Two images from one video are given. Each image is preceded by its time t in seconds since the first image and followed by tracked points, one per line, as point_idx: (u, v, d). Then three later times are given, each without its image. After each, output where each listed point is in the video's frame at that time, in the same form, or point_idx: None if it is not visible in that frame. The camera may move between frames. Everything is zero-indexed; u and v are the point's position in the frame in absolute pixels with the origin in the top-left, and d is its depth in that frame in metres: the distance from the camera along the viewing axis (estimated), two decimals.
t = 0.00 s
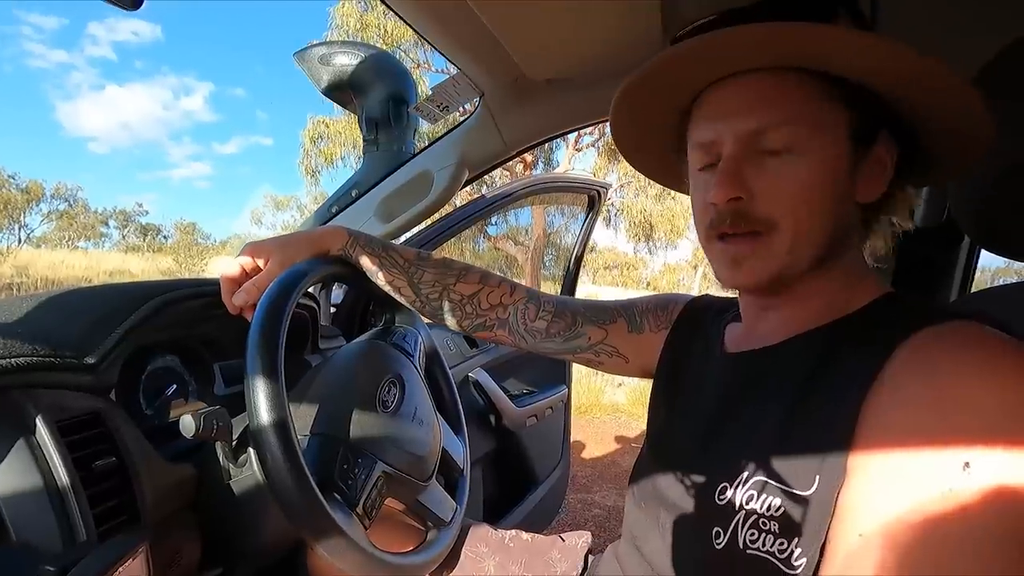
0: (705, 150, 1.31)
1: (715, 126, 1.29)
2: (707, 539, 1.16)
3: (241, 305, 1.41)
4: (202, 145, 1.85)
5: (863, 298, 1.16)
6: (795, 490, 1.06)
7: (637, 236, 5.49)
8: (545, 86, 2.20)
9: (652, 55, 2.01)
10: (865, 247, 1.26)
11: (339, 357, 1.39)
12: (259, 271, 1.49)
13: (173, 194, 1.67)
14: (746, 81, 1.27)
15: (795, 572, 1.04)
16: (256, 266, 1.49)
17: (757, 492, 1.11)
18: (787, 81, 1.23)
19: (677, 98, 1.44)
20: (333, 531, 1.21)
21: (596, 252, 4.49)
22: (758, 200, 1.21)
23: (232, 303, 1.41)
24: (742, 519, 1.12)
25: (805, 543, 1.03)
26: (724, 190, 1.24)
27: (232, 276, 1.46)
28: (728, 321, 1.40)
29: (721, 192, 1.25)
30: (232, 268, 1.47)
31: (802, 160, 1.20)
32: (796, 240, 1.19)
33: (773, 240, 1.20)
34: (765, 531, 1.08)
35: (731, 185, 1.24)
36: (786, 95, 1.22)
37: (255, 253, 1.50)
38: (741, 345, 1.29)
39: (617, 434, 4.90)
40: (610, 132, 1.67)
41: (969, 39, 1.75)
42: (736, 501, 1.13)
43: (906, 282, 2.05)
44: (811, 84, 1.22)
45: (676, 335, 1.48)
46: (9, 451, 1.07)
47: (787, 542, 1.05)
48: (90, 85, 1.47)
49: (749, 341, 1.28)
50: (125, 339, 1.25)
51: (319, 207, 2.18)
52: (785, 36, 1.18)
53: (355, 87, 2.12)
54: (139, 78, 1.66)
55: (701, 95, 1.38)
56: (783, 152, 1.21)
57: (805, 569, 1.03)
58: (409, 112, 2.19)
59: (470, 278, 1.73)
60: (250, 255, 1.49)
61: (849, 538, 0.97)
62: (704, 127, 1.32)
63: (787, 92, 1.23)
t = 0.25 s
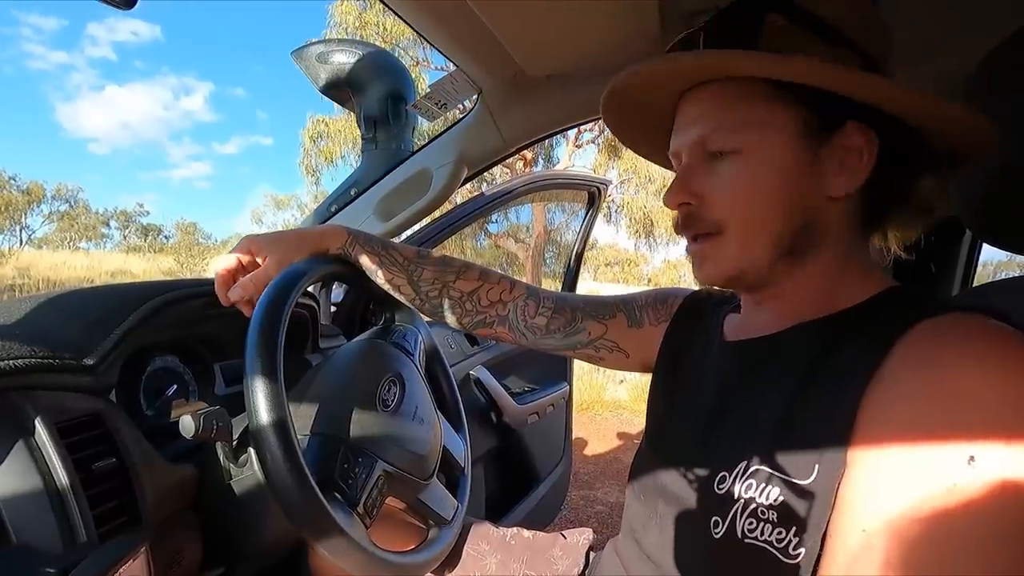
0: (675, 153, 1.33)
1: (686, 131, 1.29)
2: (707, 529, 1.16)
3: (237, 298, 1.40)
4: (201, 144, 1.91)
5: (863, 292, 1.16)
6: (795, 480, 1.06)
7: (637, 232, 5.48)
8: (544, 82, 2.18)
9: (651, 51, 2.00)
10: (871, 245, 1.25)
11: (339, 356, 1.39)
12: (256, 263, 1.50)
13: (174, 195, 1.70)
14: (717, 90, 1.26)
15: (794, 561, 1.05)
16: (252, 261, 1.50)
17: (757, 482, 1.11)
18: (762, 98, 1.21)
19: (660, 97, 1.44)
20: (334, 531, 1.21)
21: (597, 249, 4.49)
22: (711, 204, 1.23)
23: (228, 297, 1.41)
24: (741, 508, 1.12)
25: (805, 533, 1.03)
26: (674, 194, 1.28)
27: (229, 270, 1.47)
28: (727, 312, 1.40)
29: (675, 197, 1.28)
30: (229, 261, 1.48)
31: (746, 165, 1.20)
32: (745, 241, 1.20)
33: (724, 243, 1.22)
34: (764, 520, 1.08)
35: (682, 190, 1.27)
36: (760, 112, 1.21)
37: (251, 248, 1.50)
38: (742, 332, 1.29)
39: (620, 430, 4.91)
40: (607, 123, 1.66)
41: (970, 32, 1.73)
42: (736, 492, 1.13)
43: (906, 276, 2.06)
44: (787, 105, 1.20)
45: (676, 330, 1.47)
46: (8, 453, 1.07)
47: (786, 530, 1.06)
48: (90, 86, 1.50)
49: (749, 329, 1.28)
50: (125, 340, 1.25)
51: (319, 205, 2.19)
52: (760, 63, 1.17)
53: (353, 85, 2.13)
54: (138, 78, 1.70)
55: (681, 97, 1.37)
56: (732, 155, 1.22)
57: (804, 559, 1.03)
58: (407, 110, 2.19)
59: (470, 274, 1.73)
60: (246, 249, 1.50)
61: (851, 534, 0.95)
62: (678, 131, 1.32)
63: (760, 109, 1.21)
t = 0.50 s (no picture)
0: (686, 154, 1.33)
1: (699, 132, 1.29)
2: (708, 526, 1.17)
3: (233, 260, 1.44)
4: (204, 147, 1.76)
5: (864, 291, 1.16)
6: (796, 477, 1.06)
7: (638, 231, 5.48)
8: (544, 81, 2.20)
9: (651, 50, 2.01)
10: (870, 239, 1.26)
11: (340, 357, 1.39)
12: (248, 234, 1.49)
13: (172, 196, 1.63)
14: (731, 89, 1.26)
15: (794, 557, 1.04)
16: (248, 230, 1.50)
17: (758, 478, 1.11)
18: (771, 93, 1.22)
19: (664, 99, 1.44)
20: (336, 531, 1.21)
21: (598, 248, 4.49)
22: (727, 202, 1.22)
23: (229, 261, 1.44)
24: (742, 504, 1.12)
25: (806, 529, 1.03)
26: (694, 195, 1.27)
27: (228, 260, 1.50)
28: (727, 311, 1.40)
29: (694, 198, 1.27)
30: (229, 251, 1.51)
31: (768, 160, 1.19)
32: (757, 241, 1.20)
33: (746, 241, 1.21)
34: (764, 516, 1.08)
35: (701, 191, 1.26)
36: (769, 108, 1.21)
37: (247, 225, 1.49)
38: (743, 330, 1.29)
39: (621, 429, 4.91)
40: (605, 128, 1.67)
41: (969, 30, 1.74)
42: (736, 489, 1.14)
43: (908, 274, 2.07)
44: (795, 97, 1.21)
45: (676, 329, 1.47)
46: (11, 455, 1.07)
47: (786, 526, 1.06)
48: (91, 88, 1.47)
49: (749, 327, 1.29)
50: (126, 342, 1.26)
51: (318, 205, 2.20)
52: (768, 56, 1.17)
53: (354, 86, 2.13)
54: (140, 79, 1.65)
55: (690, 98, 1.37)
56: (751, 153, 1.21)
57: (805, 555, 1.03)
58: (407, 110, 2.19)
59: (472, 279, 1.73)
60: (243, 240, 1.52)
61: (853, 533, 0.96)
62: (689, 132, 1.32)
63: (768, 105, 1.21)
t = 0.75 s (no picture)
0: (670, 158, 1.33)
1: (681, 137, 1.28)
2: (707, 523, 1.17)
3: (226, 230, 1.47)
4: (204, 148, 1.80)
5: (862, 285, 1.15)
6: (796, 474, 1.06)
7: (637, 226, 5.47)
8: (541, 76, 2.19)
9: (648, 44, 2.00)
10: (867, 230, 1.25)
11: (339, 356, 1.39)
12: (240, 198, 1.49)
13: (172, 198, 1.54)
14: (711, 95, 1.24)
15: (792, 554, 1.05)
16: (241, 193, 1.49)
17: (757, 475, 1.11)
18: (750, 100, 1.20)
19: (655, 103, 1.43)
20: (335, 530, 1.21)
21: (598, 243, 4.48)
22: (709, 208, 1.22)
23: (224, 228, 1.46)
24: (742, 501, 1.12)
25: (804, 527, 1.04)
26: (674, 199, 1.27)
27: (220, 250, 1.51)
28: (724, 306, 1.40)
29: (672, 202, 1.27)
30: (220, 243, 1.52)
31: (744, 168, 1.19)
32: (750, 239, 1.19)
33: (731, 242, 1.21)
34: (764, 513, 1.08)
35: (680, 195, 1.26)
36: (749, 120, 1.20)
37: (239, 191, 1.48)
38: (739, 326, 1.29)
39: (623, 424, 4.91)
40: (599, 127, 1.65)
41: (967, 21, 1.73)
42: (736, 484, 1.14)
43: (909, 266, 2.06)
44: (776, 102, 1.19)
45: (675, 324, 1.47)
46: (8, 456, 1.07)
47: (785, 523, 1.06)
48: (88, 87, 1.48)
49: (746, 323, 1.28)
50: (122, 343, 1.25)
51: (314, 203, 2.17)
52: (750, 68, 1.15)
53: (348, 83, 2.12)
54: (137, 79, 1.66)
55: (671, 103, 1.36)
56: (724, 157, 1.21)
57: (803, 551, 1.03)
58: (403, 107, 2.19)
59: (470, 276, 1.72)
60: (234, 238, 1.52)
61: (853, 529, 0.95)
62: (672, 135, 1.31)
63: (748, 112, 1.20)
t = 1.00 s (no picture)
0: (671, 156, 1.33)
1: (683, 133, 1.28)
2: (708, 523, 1.17)
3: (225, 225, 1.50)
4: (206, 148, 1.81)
5: (860, 283, 1.15)
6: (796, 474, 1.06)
7: (637, 224, 5.48)
8: (537, 75, 2.19)
9: (646, 43, 1.99)
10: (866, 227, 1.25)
11: (338, 357, 1.39)
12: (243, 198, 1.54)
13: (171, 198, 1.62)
14: (711, 91, 1.24)
15: (792, 553, 1.04)
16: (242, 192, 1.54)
17: (758, 475, 1.11)
18: (750, 95, 1.21)
19: (653, 99, 1.43)
20: (334, 532, 1.21)
21: (597, 241, 4.48)
22: (712, 204, 1.22)
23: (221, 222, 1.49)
24: (742, 501, 1.12)
25: (804, 527, 1.03)
26: (677, 198, 1.27)
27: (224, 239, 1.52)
28: (722, 306, 1.39)
29: (677, 199, 1.27)
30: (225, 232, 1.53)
31: (749, 164, 1.19)
32: (747, 238, 1.19)
33: (735, 239, 1.21)
34: (763, 512, 1.08)
35: (684, 192, 1.26)
36: (750, 116, 1.20)
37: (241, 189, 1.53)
38: (738, 326, 1.29)
39: (624, 422, 4.91)
40: (597, 126, 1.65)
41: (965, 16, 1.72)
42: (736, 484, 1.13)
43: (909, 265, 2.05)
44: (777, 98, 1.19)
45: (673, 324, 1.47)
46: (6, 460, 1.06)
47: (785, 523, 1.06)
48: (87, 91, 1.46)
49: (746, 322, 1.28)
50: (120, 346, 1.25)
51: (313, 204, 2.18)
52: (751, 63, 1.16)
53: (345, 83, 2.12)
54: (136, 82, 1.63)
55: (671, 100, 1.36)
56: (731, 155, 1.21)
57: (804, 550, 1.03)
58: (400, 107, 2.18)
59: (468, 278, 1.73)
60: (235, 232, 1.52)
61: (852, 528, 0.95)
62: (673, 132, 1.31)
63: (750, 108, 1.20)
